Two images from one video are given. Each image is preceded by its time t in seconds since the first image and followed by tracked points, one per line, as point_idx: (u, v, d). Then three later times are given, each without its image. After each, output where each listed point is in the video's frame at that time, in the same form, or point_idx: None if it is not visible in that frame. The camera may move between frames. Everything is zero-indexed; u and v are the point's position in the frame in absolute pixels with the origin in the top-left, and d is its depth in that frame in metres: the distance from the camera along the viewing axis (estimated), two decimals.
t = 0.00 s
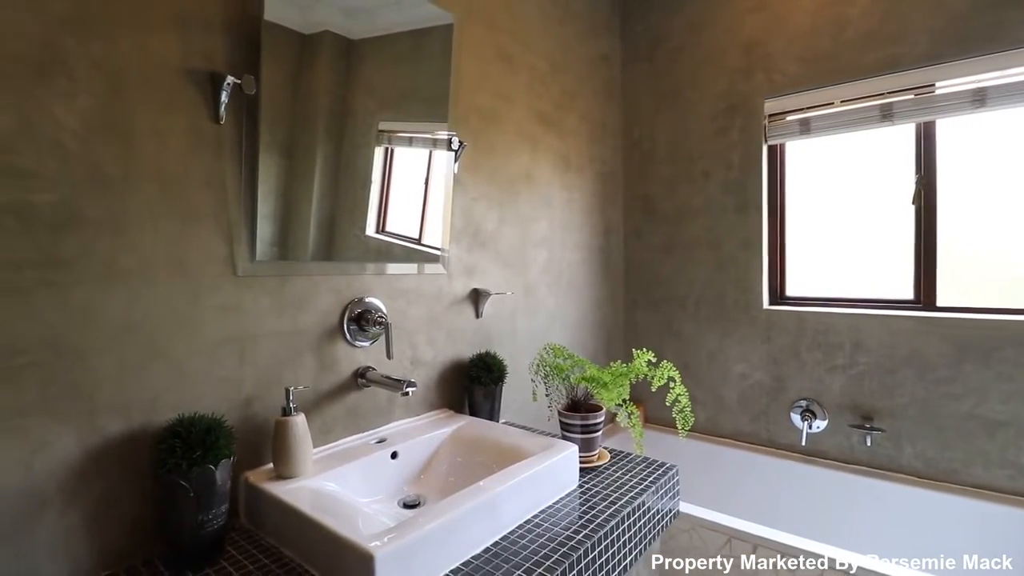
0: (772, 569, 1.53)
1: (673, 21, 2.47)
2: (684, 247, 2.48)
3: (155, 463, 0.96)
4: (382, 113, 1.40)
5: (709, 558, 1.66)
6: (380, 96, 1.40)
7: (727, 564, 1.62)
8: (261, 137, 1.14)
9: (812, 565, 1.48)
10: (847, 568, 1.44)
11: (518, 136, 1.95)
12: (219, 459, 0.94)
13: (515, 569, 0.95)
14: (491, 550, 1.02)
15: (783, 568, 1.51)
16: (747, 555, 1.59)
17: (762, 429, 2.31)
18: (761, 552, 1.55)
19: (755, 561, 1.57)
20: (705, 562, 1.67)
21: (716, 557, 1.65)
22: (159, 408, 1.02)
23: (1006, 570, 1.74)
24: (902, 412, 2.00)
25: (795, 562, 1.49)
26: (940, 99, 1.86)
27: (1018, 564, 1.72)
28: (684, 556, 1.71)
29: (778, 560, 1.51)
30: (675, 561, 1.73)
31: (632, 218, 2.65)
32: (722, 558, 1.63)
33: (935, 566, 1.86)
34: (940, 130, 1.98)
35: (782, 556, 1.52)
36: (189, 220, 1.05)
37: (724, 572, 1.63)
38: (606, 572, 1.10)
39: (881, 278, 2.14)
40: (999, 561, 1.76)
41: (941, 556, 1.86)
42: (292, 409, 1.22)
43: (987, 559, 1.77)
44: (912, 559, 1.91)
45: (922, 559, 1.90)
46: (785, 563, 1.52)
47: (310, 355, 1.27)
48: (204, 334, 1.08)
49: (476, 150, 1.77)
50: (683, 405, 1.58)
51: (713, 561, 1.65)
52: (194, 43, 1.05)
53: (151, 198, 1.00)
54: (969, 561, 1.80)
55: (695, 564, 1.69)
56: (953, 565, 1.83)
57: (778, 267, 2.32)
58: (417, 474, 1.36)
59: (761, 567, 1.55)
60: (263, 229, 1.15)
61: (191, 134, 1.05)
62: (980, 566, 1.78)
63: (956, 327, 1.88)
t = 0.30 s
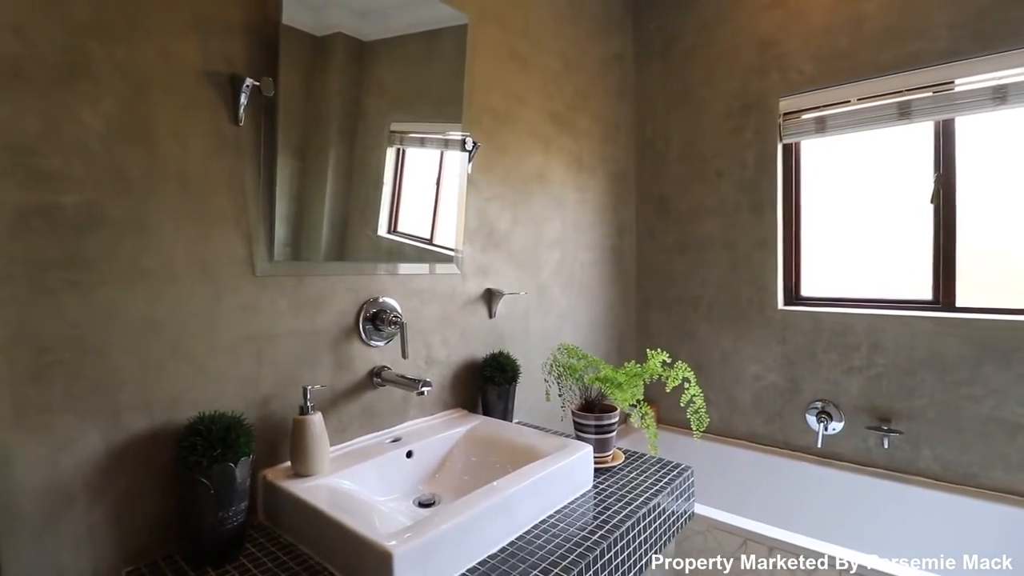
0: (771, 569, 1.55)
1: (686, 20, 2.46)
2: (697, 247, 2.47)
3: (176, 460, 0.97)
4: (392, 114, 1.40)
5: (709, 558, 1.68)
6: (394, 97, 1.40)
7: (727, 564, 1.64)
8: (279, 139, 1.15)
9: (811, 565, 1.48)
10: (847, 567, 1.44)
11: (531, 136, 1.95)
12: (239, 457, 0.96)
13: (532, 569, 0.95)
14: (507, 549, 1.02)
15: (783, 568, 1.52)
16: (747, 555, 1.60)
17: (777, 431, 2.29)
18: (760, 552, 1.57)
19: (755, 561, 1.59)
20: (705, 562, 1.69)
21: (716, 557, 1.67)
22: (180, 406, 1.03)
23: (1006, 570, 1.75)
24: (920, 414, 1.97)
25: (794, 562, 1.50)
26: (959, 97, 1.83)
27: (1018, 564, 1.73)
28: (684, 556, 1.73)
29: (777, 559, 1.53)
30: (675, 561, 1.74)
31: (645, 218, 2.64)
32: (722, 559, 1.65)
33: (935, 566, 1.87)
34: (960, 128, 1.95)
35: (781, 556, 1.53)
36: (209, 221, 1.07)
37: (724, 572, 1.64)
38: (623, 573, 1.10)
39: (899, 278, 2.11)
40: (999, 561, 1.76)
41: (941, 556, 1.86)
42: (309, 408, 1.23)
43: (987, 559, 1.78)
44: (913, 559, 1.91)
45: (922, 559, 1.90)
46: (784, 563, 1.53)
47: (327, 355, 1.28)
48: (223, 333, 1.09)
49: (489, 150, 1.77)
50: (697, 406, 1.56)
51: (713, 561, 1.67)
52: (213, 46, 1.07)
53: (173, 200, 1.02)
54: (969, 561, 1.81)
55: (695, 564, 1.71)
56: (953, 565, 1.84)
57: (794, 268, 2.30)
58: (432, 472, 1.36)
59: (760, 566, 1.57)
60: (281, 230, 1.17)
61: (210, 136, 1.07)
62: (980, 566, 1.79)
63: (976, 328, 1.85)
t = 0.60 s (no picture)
0: (772, 569, 1.52)
1: (699, 18, 2.44)
2: (710, 247, 2.45)
3: (195, 458, 0.99)
4: (403, 114, 1.40)
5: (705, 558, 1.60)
6: (407, 98, 1.41)
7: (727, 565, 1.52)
8: (295, 140, 1.16)
9: (812, 565, 1.49)
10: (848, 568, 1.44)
11: (543, 136, 1.95)
12: (257, 455, 0.97)
13: (548, 569, 0.95)
14: (522, 549, 1.02)
15: (783, 568, 1.50)
16: (747, 556, 1.54)
17: (792, 433, 2.26)
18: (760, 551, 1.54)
19: (755, 561, 1.53)
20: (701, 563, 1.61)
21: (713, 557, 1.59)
22: (200, 405, 1.04)
23: (1006, 571, 1.73)
24: (939, 416, 1.94)
25: (795, 562, 1.50)
26: (979, 94, 1.80)
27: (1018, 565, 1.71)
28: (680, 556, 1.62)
29: (778, 559, 1.51)
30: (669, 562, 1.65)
31: (657, 218, 2.62)
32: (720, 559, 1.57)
33: (935, 566, 1.86)
34: (980, 125, 1.92)
35: (782, 556, 1.53)
36: (227, 221, 1.08)
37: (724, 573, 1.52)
38: (637, 573, 1.10)
39: (917, 278, 2.07)
40: (999, 561, 1.74)
41: (941, 557, 1.85)
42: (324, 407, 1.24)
43: (987, 559, 1.76)
44: (915, 560, 1.90)
45: (923, 560, 1.89)
46: (785, 564, 1.52)
47: (342, 354, 1.29)
48: (241, 332, 1.10)
49: (502, 151, 1.77)
50: (711, 407, 1.55)
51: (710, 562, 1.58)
52: (231, 48, 1.08)
53: (192, 200, 1.03)
54: (969, 561, 1.80)
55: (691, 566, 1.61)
56: (953, 565, 1.83)
57: (809, 268, 2.27)
58: (446, 471, 1.37)
59: (761, 567, 1.52)
60: (297, 230, 1.18)
61: (228, 138, 1.08)
62: (980, 566, 1.77)
63: (996, 329, 1.82)
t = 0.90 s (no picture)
0: (772, 569, 1.55)
1: (712, 17, 2.43)
2: (723, 247, 2.43)
3: (213, 456, 1.00)
4: (415, 115, 1.41)
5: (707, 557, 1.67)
6: (420, 99, 1.42)
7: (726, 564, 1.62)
8: (311, 142, 1.17)
9: (812, 565, 1.48)
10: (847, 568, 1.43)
11: (555, 137, 1.95)
12: (274, 453, 0.98)
13: (562, 569, 0.95)
14: (536, 549, 1.02)
15: (783, 568, 1.53)
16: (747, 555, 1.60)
17: (806, 435, 2.24)
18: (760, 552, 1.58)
19: (755, 561, 1.58)
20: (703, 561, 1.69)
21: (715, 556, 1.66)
22: (217, 403, 1.06)
23: (1006, 570, 1.73)
24: (957, 419, 1.91)
25: (795, 562, 1.51)
26: (999, 90, 1.77)
27: (1018, 564, 1.71)
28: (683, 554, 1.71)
29: (778, 559, 1.54)
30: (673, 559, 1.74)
31: (669, 218, 2.61)
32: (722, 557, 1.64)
33: (935, 566, 1.86)
34: (1000, 123, 1.88)
35: (782, 556, 1.54)
36: (245, 222, 1.09)
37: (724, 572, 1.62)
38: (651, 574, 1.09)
39: (935, 279, 2.04)
40: (999, 561, 1.74)
41: (941, 557, 1.85)
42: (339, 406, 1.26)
43: (987, 559, 1.76)
44: (915, 560, 1.90)
45: (923, 560, 1.89)
46: (785, 564, 1.54)
47: (356, 354, 1.30)
48: (258, 331, 1.12)
49: (514, 151, 1.77)
50: (725, 408, 1.54)
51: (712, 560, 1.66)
52: (248, 51, 1.09)
53: (210, 201, 1.04)
54: (969, 561, 1.80)
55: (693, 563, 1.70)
56: (953, 565, 1.83)
57: (825, 268, 2.24)
58: (459, 471, 1.37)
59: (761, 567, 1.56)
60: (313, 231, 1.19)
61: (246, 140, 1.09)
62: (980, 566, 1.77)
63: (1018, 330, 1.78)
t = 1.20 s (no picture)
0: (772, 569, 1.58)
1: (725, 15, 2.41)
2: (736, 247, 2.41)
3: (230, 454, 1.01)
4: (426, 116, 1.41)
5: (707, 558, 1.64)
6: (432, 100, 1.42)
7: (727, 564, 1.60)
8: (325, 143, 1.18)
9: (812, 565, 1.53)
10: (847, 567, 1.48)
11: (567, 136, 1.94)
12: (289, 452, 0.99)
13: (576, 570, 0.95)
14: (549, 550, 1.02)
15: (783, 568, 1.56)
16: (747, 556, 1.62)
17: (820, 437, 2.22)
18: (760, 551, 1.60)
19: (755, 561, 1.60)
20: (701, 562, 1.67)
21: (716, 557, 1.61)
22: (233, 402, 1.07)
23: (1006, 571, 1.73)
24: (976, 422, 1.88)
25: (795, 562, 1.55)
26: (1019, 88, 1.74)
27: (1018, 564, 1.71)
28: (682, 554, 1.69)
29: (778, 559, 1.57)
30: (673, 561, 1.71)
31: (681, 218, 2.60)
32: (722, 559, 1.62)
33: (934, 566, 1.85)
34: (1019, 121, 1.85)
35: (782, 556, 1.57)
36: (260, 223, 1.11)
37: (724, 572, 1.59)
38: None
39: (953, 279, 2.01)
40: (999, 561, 1.75)
41: (941, 556, 1.85)
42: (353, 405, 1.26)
43: (987, 559, 1.77)
44: (913, 558, 1.90)
45: (922, 560, 1.89)
46: (785, 564, 1.57)
47: (369, 354, 1.31)
48: (273, 331, 1.13)
49: (525, 151, 1.77)
50: (738, 410, 1.53)
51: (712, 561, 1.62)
52: (263, 54, 1.10)
53: (225, 203, 1.06)
54: (969, 561, 1.80)
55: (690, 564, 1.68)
56: (953, 566, 1.82)
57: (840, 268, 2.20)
58: (470, 471, 1.38)
59: (761, 566, 1.59)
60: (327, 231, 1.20)
61: (261, 142, 1.10)
62: (980, 566, 1.78)
63: None
